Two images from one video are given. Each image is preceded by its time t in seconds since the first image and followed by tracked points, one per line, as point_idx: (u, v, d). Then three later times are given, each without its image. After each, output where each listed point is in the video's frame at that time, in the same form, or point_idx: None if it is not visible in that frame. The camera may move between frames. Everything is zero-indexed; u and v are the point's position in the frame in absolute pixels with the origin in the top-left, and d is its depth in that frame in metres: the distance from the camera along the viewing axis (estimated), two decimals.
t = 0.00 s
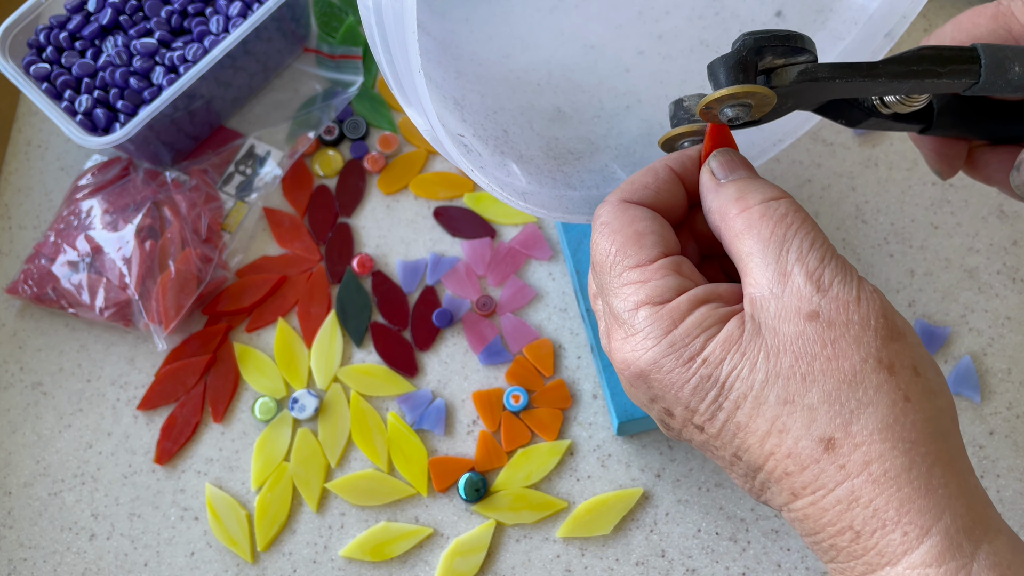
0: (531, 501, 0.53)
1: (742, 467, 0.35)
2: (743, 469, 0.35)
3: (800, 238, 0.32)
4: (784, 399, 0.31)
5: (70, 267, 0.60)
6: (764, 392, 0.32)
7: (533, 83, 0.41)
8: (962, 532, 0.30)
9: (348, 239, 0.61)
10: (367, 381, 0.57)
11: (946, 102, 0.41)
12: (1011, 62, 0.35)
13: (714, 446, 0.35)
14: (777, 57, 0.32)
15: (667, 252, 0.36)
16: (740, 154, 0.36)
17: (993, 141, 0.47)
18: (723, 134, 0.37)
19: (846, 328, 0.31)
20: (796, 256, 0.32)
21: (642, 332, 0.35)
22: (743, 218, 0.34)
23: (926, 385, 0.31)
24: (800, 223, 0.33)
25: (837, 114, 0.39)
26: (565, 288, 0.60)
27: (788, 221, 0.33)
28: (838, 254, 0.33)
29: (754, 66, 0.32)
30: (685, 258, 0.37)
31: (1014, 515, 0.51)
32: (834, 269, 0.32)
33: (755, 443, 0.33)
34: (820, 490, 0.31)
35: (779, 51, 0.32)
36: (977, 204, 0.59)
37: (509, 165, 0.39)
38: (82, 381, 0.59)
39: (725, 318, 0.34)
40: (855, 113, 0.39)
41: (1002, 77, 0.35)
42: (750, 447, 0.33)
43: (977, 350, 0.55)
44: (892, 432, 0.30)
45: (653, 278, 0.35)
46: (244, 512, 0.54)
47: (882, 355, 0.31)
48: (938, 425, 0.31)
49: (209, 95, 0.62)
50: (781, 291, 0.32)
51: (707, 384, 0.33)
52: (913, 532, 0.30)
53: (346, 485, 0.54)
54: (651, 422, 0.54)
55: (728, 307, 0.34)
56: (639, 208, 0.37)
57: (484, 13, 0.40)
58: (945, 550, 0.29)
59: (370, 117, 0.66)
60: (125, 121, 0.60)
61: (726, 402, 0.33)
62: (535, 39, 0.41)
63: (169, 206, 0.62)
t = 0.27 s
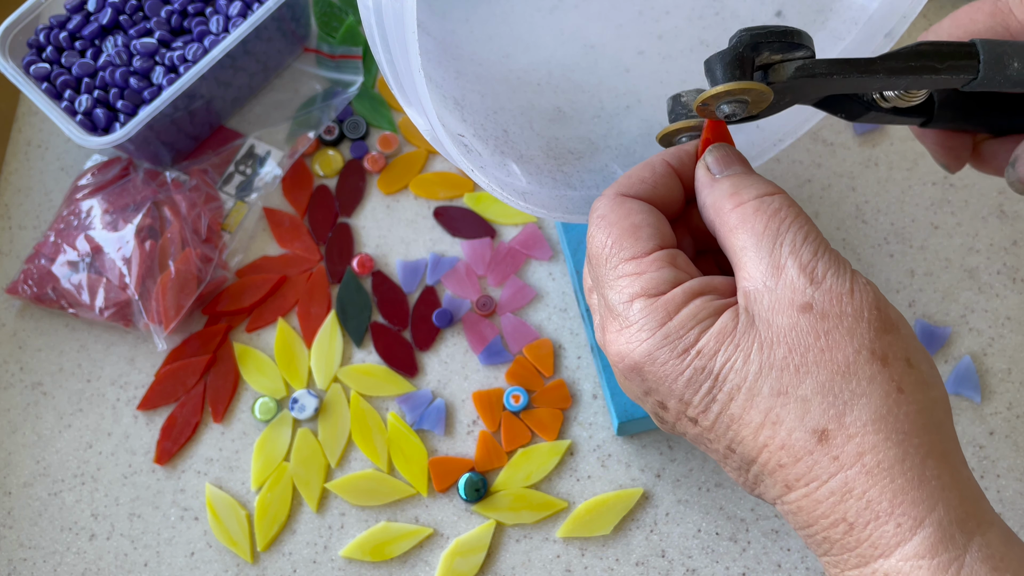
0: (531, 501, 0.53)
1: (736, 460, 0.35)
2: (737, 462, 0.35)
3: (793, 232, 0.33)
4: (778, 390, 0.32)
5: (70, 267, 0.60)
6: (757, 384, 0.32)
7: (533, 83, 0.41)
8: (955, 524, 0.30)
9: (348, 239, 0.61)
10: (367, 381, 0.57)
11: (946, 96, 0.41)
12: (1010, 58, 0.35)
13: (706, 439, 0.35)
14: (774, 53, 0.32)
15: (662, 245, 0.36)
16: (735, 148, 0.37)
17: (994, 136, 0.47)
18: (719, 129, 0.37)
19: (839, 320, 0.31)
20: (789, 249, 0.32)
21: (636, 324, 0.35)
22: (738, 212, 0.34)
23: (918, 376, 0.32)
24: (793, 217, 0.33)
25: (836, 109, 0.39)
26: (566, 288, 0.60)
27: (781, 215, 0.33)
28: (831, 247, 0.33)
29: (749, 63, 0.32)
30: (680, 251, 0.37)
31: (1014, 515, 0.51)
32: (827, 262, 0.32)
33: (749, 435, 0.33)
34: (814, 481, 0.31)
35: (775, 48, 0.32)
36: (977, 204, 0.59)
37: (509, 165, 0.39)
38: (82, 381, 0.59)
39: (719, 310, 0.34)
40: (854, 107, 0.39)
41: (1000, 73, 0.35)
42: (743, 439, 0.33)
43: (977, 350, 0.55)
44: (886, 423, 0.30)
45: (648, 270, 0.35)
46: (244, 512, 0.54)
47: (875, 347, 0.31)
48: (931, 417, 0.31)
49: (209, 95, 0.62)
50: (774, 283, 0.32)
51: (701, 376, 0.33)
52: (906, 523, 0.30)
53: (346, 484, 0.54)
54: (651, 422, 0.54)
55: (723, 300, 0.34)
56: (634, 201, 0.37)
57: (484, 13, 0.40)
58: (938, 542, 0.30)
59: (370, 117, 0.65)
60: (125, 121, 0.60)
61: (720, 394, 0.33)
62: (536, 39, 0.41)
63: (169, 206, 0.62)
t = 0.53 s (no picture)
0: (531, 501, 0.53)
1: (734, 493, 0.35)
2: (734, 494, 0.35)
3: (774, 257, 0.33)
4: (775, 424, 0.32)
5: (70, 267, 0.60)
6: (754, 419, 0.32)
7: (533, 83, 0.41)
8: (959, 548, 0.31)
9: (348, 239, 0.61)
10: (367, 381, 0.57)
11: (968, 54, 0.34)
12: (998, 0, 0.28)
13: (704, 472, 0.36)
14: None
15: (644, 275, 0.36)
16: (710, 166, 0.37)
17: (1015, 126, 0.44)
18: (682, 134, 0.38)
19: (831, 347, 0.32)
20: (772, 276, 0.33)
21: (627, 362, 0.35)
22: (713, 243, 0.35)
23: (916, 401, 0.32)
24: (772, 243, 0.34)
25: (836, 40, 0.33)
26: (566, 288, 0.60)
27: (761, 241, 0.34)
28: (812, 271, 0.34)
29: None
30: (662, 280, 0.37)
31: (1013, 515, 0.51)
32: (811, 287, 0.33)
33: (749, 468, 0.33)
34: (817, 513, 0.32)
35: None
36: (978, 204, 0.59)
37: (509, 165, 0.39)
38: (82, 381, 0.59)
39: (710, 345, 0.34)
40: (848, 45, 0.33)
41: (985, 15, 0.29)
42: (742, 472, 0.33)
43: (977, 350, 0.55)
44: (887, 452, 0.31)
45: (634, 305, 0.35)
46: (244, 512, 0.54)
47: (870, 372, 0.31)
48: (929, 440, 0.32)
49: (209, 95, 0.62)
50: (761, 312, 0.32)
51: (696, 414, 0.33)
52: (913, 551, 0.30)
53: (346, 485, 0.54)
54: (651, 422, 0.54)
55: (711, 332, 0.34)
56: (611, 226, 0.37)
57: (483, 13, 0.40)
58: (944, 568, 0.30)
59: (370, 117, 0.65)
60: (124, 121, 0.60)
61: (716, 431, 0.33)
62: (536, 40, 0.41)
63: (168, 206, 0.62)
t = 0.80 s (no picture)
0: (531, 501, 0.53)
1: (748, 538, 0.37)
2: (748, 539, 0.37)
3: (769, 303, 0.34)
4: (780, 480, 0.33)
5: (70, 267, 0.60)
6: (759, 475, 0.33)
7: (534, 83, 0.41)
8: None
9: (348, 239, 0.61)
10: (367, 382, 0.57)
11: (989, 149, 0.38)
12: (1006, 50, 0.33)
13: (715, 520, 0.38)
14: None
15: (641, 330, 0.38)
16: (701, 207, 0.38)
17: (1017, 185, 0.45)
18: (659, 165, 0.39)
19: (832, 399, 0.32)
20: (769, 324, 0.33)
21: (632, 427, 0.37)
22: (711, 284, 0.35)
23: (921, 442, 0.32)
24: (767, 288, 0.34)
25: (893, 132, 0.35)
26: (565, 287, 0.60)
27: (756, 285, 0.34)
28: (810, 314, 0.34)
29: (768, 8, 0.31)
30: (660, 334, 0.38)
31: (1014, 515, 0.51)
32: (809, 333, 0.33)
33: (758, 520, 0.35)
34: (829, 561, 0.33)
35: None
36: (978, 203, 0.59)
37: (509, 165, 0.39)
38: (82, 380, 0.59)
39: (709, 401, 0.35)
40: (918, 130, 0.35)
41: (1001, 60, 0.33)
42: (752, 522, 0.35)
43: (977, 350, 0.55)
44: (894, 502, 0.31)
45: (633, 365, 0.37)
46: (244, 512, 0.54)
47: (874, 423, 0.32)
48: (938, 482, 0.32)
49: (209, 95, 0.62)
50: (759, 363, 0.33)
51: (702, 473, 0.35)
52: None
53: (346, 485, 0.54)
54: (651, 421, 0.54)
55: (711, 386, 0.36)
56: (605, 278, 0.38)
57: (483, 14, 0.41)
58: None
59: (370, 117, 0.65)
60: (125, 121, 0.60)
61: (722, 488, 0.35)
62: (536, 40, 0.42)
63: (169, 206, 0.62)
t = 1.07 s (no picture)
0: (531, 501, 0.53)
1: (763, 491, 0.35)
2: (763, 492, 0.35)
3: (793, 251, 0.32)
4: (796, 429, 0.31)
5: (70, 267, 0.60)
6: (774, 423, 0.32)
7: (534, 83, 0.41)
8: (986, 539, 0.29)
9: (348, 239, 0.61)
10: (367, 381, 0.57)
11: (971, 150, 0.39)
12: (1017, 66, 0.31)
13: (732, 474, 0.36)
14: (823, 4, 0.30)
15: (653, 284, 0.37)
16: (721, 162, 0.36)
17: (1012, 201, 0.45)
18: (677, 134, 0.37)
19: (850, 349, 0.31)
20: (791, 272, 0.32)
21: (643, 374, 0.35)
22: (734, 230, 0.33)
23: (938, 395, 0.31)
24: (790, 235, 0.33)
25: (868, 121, 0.35)
26: (565, 288, 0.60)
27: (779, 232, 0.33)
28: (833, 265, 0.32)
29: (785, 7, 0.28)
30: (673, 287, 0.37)
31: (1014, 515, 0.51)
32: (832, 284, 0.32)
33: (773, 470, 0.33)
34: (842, 510, 0.31)
35: None
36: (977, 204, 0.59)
37: (509, 165, 0.39)
38: (82, 380, 0.59)
39: (723, 348, 0.33)
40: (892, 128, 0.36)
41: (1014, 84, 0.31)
42: (767, 473, 0.33)
43: (977, 350, 0.55)
44: (910, 450, 0.30)
45: (645, 314, 0.35)
46: (244, 512, 0.54)
47: (890, 372, 0.30)
48: (954, 435, 0.31)
49: (209, 95, 0.62)
50: (779, 311, 0.32)
51: (716, 421, 0.33)
52: (937, 544, 0.29)
53: (346, 485, 0.54)
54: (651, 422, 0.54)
55: (726, 335, 0.34)
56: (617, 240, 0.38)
57: (484, 13, 0.40)
58: (969, 560, 0.29)
59: (370, 117, 0.65)
60: (125, 121, 0.60)
61: (738, 437, 0.33)
62: (536, 39, 0.41)
63: (169, 206, 0.62)
